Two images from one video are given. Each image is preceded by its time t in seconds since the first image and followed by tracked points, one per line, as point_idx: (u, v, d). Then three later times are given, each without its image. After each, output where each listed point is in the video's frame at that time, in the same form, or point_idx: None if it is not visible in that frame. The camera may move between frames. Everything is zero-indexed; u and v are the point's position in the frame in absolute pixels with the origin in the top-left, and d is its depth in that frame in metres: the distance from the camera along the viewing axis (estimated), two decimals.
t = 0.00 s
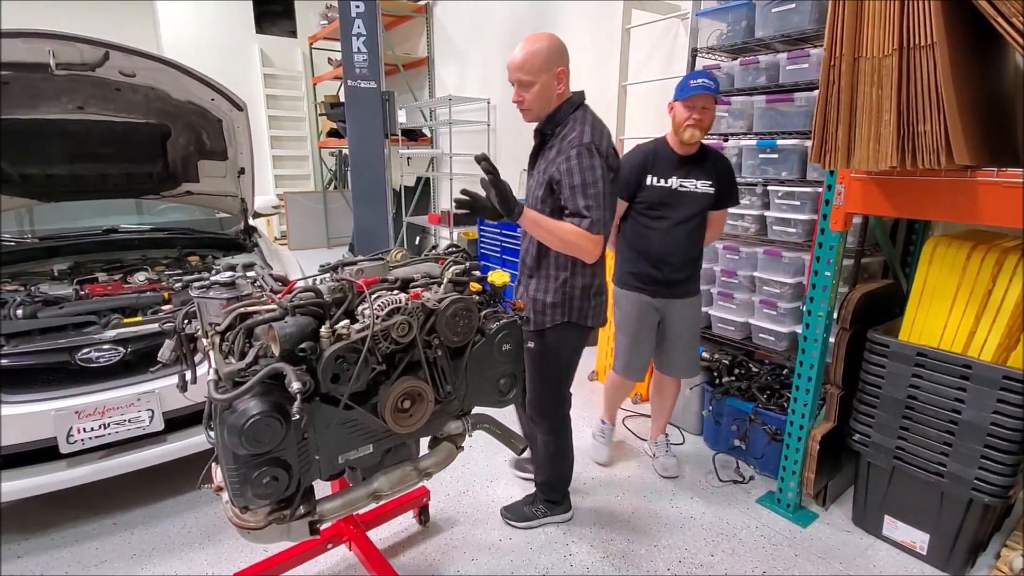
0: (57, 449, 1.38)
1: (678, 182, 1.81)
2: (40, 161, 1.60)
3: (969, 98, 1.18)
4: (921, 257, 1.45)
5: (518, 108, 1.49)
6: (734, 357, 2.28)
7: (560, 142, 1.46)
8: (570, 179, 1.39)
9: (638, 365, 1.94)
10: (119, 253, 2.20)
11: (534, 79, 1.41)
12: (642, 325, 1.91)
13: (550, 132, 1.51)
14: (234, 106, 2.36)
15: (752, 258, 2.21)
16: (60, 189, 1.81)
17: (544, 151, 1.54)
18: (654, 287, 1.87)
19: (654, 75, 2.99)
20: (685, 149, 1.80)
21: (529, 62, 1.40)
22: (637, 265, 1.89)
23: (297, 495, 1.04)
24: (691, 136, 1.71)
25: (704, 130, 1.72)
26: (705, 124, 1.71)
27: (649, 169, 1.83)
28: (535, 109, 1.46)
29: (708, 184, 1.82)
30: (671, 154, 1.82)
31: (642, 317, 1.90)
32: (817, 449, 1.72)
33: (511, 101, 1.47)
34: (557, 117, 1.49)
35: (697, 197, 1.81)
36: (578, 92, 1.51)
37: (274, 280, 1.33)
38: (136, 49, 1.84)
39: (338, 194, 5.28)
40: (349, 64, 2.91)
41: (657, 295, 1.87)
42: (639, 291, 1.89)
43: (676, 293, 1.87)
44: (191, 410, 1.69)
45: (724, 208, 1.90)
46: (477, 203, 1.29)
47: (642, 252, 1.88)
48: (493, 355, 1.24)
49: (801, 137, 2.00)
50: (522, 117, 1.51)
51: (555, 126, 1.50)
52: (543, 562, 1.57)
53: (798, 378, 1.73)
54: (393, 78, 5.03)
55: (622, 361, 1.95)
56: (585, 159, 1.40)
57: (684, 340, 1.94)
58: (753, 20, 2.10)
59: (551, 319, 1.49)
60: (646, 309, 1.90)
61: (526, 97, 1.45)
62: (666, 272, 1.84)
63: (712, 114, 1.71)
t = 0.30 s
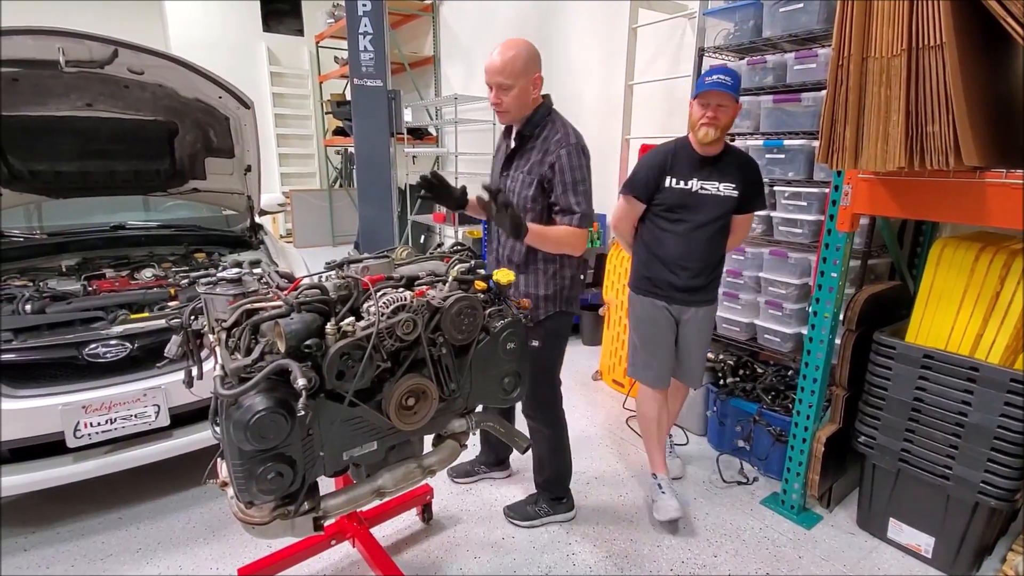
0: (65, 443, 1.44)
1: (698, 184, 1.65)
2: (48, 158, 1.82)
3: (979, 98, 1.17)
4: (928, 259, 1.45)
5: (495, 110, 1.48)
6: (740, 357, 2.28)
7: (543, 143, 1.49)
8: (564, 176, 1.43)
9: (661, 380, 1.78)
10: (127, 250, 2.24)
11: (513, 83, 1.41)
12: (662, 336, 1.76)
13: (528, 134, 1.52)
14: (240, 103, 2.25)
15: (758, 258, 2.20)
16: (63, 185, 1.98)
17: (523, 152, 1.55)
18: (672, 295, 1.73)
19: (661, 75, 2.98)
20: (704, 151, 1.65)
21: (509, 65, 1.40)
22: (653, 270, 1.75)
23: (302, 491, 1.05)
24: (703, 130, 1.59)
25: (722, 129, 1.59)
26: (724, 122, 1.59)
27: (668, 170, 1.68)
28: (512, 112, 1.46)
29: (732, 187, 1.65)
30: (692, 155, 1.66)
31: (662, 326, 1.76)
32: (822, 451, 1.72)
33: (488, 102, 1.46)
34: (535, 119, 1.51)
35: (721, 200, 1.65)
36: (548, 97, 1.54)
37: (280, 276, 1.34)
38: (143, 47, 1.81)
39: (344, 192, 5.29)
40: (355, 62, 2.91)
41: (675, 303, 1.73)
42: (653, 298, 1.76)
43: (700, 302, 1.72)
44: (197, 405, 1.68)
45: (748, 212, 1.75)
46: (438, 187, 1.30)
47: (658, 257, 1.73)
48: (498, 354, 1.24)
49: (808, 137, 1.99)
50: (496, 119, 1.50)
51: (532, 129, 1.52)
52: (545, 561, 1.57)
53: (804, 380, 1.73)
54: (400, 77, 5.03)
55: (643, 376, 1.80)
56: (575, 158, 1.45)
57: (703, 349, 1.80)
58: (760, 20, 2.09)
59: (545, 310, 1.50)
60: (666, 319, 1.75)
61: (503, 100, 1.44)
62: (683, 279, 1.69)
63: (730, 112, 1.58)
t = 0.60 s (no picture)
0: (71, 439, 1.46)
1: (707, 189, 1.57)
2: (53, 153, 1.90)
3: (987, 100, 1.16)
4: (935, 260, 1.43)
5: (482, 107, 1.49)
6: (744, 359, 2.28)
7: (533, 138, 1.54)
8: (550, 161, 1.50)
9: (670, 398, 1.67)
10: (134, 247, 2.25)
11: (504, 81, 1.43)
12: (673, 354, 1.66)
13: (516, 131, 1.56)
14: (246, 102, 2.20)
15: (763, 259, 2.20)
16: (68, 181, 2.03)
17: (509, 150, 1.58)
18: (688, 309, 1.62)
19: (666, 75, 2.98)
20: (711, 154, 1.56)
21: (503, 65, 1.42)
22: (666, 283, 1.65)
23: (305, 489, 1.05)
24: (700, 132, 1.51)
25: (724, 129, 1.51)
26: (725, 122, 1.51)
27: (674, 176, 1.60)
28: (500, 109, 1.47)
29: (745, 188, 1.56)
30: (698, 158, 1.58)
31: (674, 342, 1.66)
32: (826, 453, 1.71)
33: (476, 99, 1.47)
34: (520, 117, 1.56)
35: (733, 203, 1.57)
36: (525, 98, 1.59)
37: (285, 275, 1.35)
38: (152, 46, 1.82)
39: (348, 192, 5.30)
40: (361, 61, 2.92)
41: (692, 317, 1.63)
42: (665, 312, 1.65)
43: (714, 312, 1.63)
44: (202, 403, 1.68)
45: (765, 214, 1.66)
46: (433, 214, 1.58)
47: (671, 269, 1.65)
48: (502, 353, 1.24)
49: (814, 138, 1.99)
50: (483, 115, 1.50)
51: (518, 126, 1.56)
52: (548, 560, 1.57)
53: (809, 381, 1.72)
54: (405, 76, 5.04)
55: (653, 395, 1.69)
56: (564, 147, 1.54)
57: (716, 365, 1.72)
58: (767, 20, 2.08)
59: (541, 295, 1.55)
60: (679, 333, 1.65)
61: (492, 97, 1.45)
62: (699, 290, 1.59)
63: (730, 110, 1.50)
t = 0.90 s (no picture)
0: (78, 435, 1.47)
1: (708, 189, 1.51)
2: (59, 152, 1.95)
3: (996, 99, 1.15)
4: (942, 262, 1.43)
5: (478, 107, 1.49)
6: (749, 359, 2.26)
7: (530, 134, 1.54)
8: (547, 156, 1.50)
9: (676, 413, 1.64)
10: (140, 246, 2.26)
11: (503, 82, 1.43)
12: (679, 369, 1.62)
13: (514, 130, 1.56)
14: (252, 101, 2.19)
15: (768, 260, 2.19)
16: (74, 180, 2.07)
17: (508, 147, 1.57)
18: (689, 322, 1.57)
19: (672, 74, 2.97)
20: (712, 149, 1.51)
21: (501, 65, 1.41)
22: (666, 291, 1.62)
23: (309, 487, 1.05)
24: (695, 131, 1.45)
25: (719, 122, 1.44)
26: (719, 114, 1.44)
27: (671, 178, 1.56)
28: (498, 110, 1.47)
29: (750, 187, 1.48)
30: (696, 157, 1.53)
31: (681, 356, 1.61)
32: (830, 455, 1.70)
33: (474, 99, 1.47)
34: (518, 115, 1.56)
35: (738, 203, 1.49)
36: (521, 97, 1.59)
37: (290, 273, 1.35)
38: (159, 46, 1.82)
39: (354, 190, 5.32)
40: (366, 60, 2.92)
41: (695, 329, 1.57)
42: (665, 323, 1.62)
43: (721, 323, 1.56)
44: (206, 400, 1.68)
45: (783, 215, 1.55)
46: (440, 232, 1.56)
47: (672, 279, 1.61)
48: (505, 353, 1.24)
49: (820, 138, 1.98)
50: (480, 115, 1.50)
51: (517, 124, 1.56)
52: (550, 560, 1.57)
53: (813, 382, 1.71)
54: (410, 75, 5.04)
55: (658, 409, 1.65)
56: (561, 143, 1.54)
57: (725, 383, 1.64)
58: (773, 19, 2.07)
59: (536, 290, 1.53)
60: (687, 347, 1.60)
61: (490, 97, 1.45)
62: (699, 299, 1.54)
63: (723, 101, 1.43)
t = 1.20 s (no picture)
0: (82, 433, 1.48)
1: (705, 189, 1.45)
2: (65, 151, 1.96)
3: (1002, 100, 1.14)
4: (946, 263, 1.42)
5: (496, 104, 1.48)
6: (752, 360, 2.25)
7: (548, 134, 1.53)
8: (565, 161, 1.48)
9: (686, 427, 1.61)
10: (143, 245, 2.27)
11: (521, 78, 1.43)
12: (686, 379, 1.57)
13: (529, 129, 1.55)
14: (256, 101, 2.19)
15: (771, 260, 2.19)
16: (79, 179, 2.08)
17: (524, 147, 1.56)
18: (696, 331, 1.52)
19: (675, 74, 2.96)
20: (715, 148, 1.44)
21: (520, 60, 1.41)
22: (667, 294, 1.61)
23: (311, 486, 1.06)
24: (706, 131, 1.38)
25: (727, 120, 1.38)
26: (728, 111, 1.37)
27: (667, 183, 1.53)
28: (516, 106, 1.47)
29: (751, 184, 1.40)
30: (692, 161, 1.49)
31: (692, 368, 1.55)
32: (833, 456, 1.70)
33: (492, 95, 1.46)
34: (535, 115, 1.54)
35: (738, 202, 1.41)
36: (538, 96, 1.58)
37: (293, 272, 1.35)
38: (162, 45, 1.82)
39: (355, 188, 5.22)
40: (369, 59, 2.92)
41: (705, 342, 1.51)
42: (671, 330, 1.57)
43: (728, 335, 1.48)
44: (208, 399, 1.68)
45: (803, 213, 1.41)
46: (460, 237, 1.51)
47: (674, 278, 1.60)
48: (508, 353, 1.24)
49: (824, 138, 1.97)
50: (496, 112, 1.49)
51: (533, 124, 1.55)
52: (551, 560, 1.57)
53: (816, 384, 1.71)
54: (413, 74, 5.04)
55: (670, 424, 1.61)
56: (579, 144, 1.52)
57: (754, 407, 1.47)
58: (777, 19, 2.06)
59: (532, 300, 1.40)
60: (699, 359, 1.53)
61: (508, 93, 1.44)
62: (702, 307, 1.48)
63: (733, 98, 1.37)
